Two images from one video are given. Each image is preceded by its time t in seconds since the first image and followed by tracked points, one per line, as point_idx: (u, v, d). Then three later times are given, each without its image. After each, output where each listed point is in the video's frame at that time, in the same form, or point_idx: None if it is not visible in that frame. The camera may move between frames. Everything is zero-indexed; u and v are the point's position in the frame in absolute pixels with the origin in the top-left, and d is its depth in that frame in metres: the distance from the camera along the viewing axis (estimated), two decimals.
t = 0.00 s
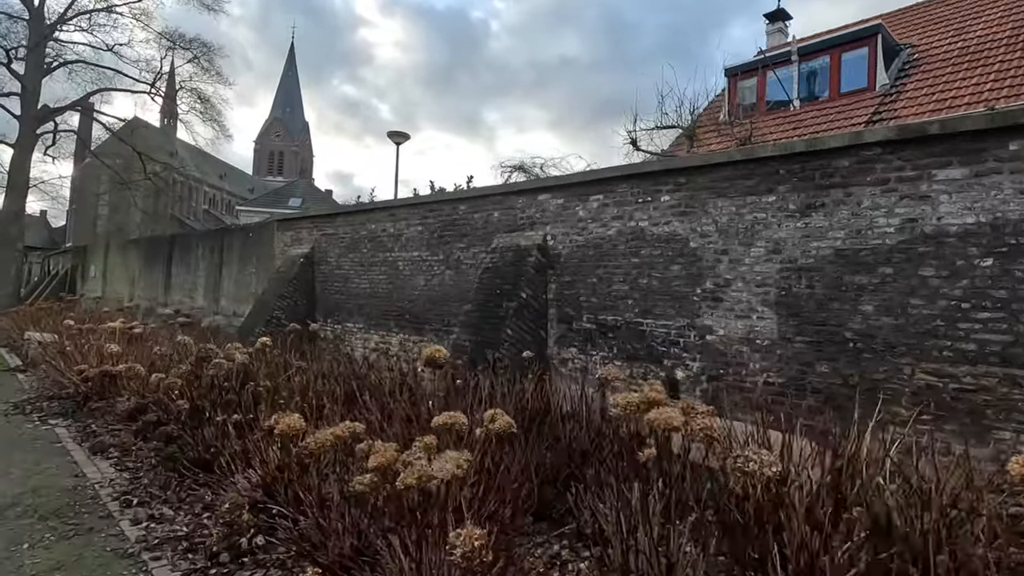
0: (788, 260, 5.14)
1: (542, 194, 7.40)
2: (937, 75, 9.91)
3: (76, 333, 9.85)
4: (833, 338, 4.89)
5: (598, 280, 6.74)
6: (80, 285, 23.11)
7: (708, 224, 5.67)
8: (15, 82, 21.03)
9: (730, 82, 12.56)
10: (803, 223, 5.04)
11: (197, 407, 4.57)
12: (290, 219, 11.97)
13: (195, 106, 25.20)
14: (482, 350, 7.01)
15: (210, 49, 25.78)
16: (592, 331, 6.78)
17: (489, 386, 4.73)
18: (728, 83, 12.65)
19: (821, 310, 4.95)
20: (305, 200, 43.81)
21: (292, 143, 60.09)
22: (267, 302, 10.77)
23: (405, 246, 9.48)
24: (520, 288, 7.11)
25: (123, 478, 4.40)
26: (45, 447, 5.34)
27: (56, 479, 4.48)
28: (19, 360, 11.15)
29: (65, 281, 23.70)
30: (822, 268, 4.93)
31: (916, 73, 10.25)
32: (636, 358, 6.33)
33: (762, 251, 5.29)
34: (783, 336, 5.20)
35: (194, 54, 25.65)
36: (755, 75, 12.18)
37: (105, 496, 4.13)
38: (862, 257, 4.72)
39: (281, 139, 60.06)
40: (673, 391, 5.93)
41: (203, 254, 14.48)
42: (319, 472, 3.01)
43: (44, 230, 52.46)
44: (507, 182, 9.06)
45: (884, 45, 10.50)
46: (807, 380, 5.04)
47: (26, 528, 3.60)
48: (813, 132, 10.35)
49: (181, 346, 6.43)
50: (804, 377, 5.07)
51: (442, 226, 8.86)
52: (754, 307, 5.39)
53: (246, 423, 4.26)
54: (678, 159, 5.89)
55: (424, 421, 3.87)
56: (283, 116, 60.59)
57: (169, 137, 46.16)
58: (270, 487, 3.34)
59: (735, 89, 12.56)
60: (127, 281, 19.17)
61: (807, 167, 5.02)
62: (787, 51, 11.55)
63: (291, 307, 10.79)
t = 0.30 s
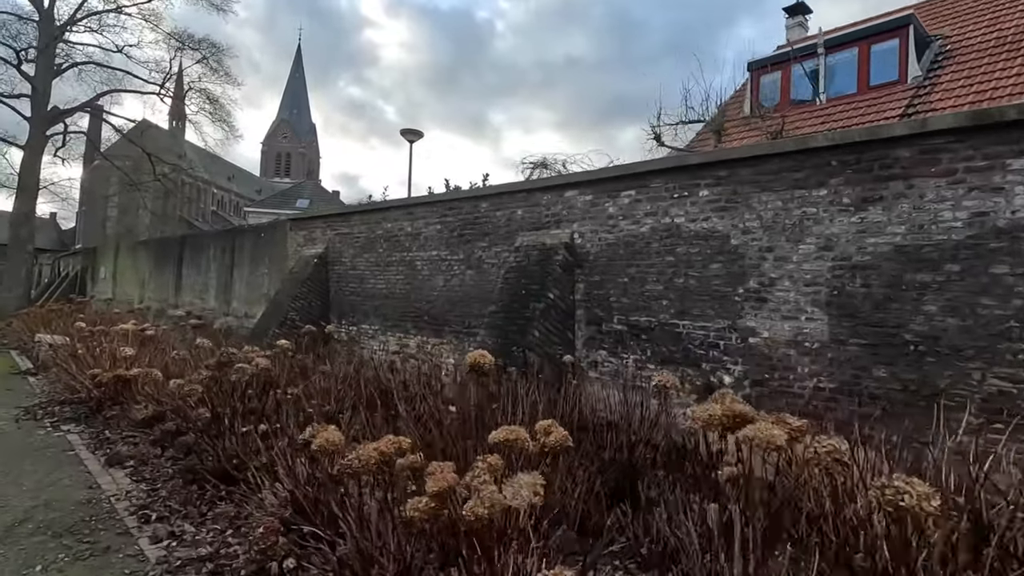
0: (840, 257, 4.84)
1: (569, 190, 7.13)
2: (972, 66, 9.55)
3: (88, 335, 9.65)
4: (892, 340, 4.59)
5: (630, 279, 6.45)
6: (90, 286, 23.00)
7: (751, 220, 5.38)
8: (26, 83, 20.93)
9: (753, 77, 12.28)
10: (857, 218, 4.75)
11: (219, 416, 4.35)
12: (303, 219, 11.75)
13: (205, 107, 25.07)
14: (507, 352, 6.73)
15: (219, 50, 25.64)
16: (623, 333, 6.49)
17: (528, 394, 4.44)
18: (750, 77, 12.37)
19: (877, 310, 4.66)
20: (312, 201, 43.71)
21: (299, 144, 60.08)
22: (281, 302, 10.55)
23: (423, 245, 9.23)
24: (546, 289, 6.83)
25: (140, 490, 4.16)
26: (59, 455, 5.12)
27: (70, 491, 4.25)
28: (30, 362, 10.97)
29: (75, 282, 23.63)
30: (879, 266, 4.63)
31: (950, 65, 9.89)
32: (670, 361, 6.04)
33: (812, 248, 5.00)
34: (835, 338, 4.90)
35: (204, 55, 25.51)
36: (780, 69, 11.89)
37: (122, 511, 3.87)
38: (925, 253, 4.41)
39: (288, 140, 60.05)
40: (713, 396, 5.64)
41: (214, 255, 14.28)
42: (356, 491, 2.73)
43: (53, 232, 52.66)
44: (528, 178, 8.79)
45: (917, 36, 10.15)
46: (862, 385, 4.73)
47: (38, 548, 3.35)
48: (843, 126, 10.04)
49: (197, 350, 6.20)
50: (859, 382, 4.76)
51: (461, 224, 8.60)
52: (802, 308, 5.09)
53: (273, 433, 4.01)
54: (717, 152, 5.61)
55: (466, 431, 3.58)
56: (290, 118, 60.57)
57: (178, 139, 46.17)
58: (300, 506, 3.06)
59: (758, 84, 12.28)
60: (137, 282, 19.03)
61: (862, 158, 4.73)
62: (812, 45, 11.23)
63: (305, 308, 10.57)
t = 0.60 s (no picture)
0: (910, 255, 4.52)
1: (604, 186, 6.83)
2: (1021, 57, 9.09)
3: (107, 337, 9.49)
4: (968, 344, 4.25)
5: (671, 279, 6.13)
6: (107, 287, 23.03)
7: (807, 216, 5.06)
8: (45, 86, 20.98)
9: (784, 70, 11.92)
10: (929, 213, 4.42)
11: (249, 425, 4.07)
12: (323, 219, 11.54)
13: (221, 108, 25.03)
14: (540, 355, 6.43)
15: (235, 51, 25.59)
16: (663, 335, 6.18)
17: (582, 395, 4.10)
18: (781, 71, 12.01)
19: (952, 312, 4.32)
20: (326, 202, 43.73)
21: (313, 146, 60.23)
22: (301, 304, 10.35)
23: (447, 245, 8.97)
24: (581, 290, 6.52)
25: (166, 503, 3.92)
26: (79, 463, 4.91)
27: (92, 503, 4.02)
28: (49, 364, 10.85)
29: (93, 284, 23.69)
30: (955, 264, 4.30)
31: (997, 55, 9.44)
32: (716, 365, 5.72)
33: (877, 245, 4.68)
34: (903, 342, 4.56)
35: (219, 56, 25.48)
36: (812, 62, 11.51)
37: (147, 526, 3.63)
38: (1008, 250, 4.08)
39: (302, 142, 60.23)
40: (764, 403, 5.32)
41: (231, 256, 14.12)
42: (408, 515, 2.44)
43: (71, 233, 53.19)
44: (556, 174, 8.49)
45: (960, 26, 9.64)
46: (934, 392, 4.40)
47: (59, 568, 3.10)
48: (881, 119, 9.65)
49: (220, 353, 5.97)
50: (931, 391, 4.42)
51: (488, 222, 8.33)
52: (865, 310, 4.76)
53: (310, 443, 3.71)
54: (769, 144, 5.29)
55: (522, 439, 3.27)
56: (304, 120, 60.75)
57: (193, 142, 46.40)
58: (344, 527, 2.77)
59: (789, 77, 11.92)
60: (154, 283, 18.97)
61: (935, 148, 4.41)
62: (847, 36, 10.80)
63: (325, 309, 10.36)
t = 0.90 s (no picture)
0: (987, 248, 4.18)
1: (640, 179, 6.49)
2: None
3: (122, 337, 9.27)
4: None
5: (714, 276, 5.79)
6: (121, 287, 22.93)
7: (870, 207, 4.74)
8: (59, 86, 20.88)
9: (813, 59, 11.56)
10: (1010, 202, 4.10)
11: (280, 434, 3.81)
12: (340, 216, 11.28)
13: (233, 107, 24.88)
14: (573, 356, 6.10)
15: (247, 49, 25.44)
16: (705, 335, 5.84)
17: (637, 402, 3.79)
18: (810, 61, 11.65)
19: None
20: (337, 201, 43.60)
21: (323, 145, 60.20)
22: (319, 303, 10.09)
23: (471, 242, 8.67)
24: (618, 288, 6.18)
25: (190, 517, 3.65)
26: (96, 470, 4.66)
27: (111, 515, 3.76)
28: (65, 365, 10.67)
29: (107, 283, 23.63)
30: None
31: None
32: (764, 367, 5.38)
33: (950, 238, 4.34)
34: (979, 342, 4.22)
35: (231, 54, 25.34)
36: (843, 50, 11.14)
37: (170, 542, 3.36)
38: None
39: (312, 142, 60.20)
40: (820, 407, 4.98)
41: (246, 254, 13.90)
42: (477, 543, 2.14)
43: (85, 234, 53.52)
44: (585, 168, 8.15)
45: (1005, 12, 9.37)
46: (1016, 396, 4.06)
47: None
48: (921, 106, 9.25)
49: (242, 355, 5.71)
50: (1012, 395, 4.08)
51: (514, 218, 8.01)
52: (934, 308, 4.42)
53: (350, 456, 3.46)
54: (826, 131, 4.97)
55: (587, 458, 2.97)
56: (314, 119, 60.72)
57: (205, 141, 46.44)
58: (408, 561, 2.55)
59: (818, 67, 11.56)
60: (168, 283, 18.82)
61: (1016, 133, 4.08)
62: (882, 22, 10.44)
63: (344, 308, 10.11)
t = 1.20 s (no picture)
0: None
1: (682, 175, 6.16)
2: None
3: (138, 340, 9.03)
4: None
5: (764, 278, 5.43)
6: (135, 287, 22.85)
7: (945, 203, 4.41)
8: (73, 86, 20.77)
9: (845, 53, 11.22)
10: None
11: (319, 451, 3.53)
12: (359, 216, 11.01)
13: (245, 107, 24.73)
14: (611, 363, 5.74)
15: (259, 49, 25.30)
16: (755, 341, 5.47)
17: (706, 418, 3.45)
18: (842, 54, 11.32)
19: None
20: (347, 201, 43.48)
21: (333, 145, 60.14)
22: (339, 304, 9.83)
23: (497, 243, 8.37)
24: (660, 291, 5.80)
25: (221, 540, 3.36)
26: (117, 484, 4.39)
27: (137, 536, 3.50)
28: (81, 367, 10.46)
29: (120, 284, 23.54)
30: None
31: None
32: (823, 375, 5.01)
33: None
34: None
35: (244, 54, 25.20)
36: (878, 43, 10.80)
37: (201, 567, 3.07)
38: None
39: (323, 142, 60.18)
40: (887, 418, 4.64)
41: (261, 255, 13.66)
42: None
43: (97, 235, 53.75)
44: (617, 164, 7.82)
45: None
46: None
47: None
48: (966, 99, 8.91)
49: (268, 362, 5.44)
50: None
51: (544, 217, 7.69)
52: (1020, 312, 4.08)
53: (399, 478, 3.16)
54: (895, 122, 4.65)
55: (672, 485, 2.65)
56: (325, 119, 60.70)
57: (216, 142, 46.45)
58: None
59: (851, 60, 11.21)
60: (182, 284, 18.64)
61: None
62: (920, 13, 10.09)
63: (364, 310, 9.83)
